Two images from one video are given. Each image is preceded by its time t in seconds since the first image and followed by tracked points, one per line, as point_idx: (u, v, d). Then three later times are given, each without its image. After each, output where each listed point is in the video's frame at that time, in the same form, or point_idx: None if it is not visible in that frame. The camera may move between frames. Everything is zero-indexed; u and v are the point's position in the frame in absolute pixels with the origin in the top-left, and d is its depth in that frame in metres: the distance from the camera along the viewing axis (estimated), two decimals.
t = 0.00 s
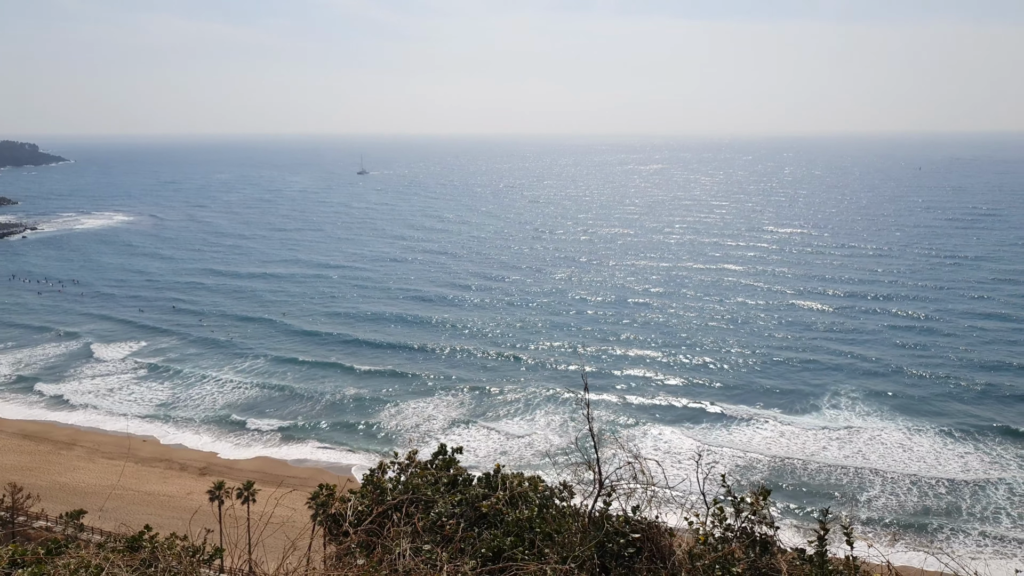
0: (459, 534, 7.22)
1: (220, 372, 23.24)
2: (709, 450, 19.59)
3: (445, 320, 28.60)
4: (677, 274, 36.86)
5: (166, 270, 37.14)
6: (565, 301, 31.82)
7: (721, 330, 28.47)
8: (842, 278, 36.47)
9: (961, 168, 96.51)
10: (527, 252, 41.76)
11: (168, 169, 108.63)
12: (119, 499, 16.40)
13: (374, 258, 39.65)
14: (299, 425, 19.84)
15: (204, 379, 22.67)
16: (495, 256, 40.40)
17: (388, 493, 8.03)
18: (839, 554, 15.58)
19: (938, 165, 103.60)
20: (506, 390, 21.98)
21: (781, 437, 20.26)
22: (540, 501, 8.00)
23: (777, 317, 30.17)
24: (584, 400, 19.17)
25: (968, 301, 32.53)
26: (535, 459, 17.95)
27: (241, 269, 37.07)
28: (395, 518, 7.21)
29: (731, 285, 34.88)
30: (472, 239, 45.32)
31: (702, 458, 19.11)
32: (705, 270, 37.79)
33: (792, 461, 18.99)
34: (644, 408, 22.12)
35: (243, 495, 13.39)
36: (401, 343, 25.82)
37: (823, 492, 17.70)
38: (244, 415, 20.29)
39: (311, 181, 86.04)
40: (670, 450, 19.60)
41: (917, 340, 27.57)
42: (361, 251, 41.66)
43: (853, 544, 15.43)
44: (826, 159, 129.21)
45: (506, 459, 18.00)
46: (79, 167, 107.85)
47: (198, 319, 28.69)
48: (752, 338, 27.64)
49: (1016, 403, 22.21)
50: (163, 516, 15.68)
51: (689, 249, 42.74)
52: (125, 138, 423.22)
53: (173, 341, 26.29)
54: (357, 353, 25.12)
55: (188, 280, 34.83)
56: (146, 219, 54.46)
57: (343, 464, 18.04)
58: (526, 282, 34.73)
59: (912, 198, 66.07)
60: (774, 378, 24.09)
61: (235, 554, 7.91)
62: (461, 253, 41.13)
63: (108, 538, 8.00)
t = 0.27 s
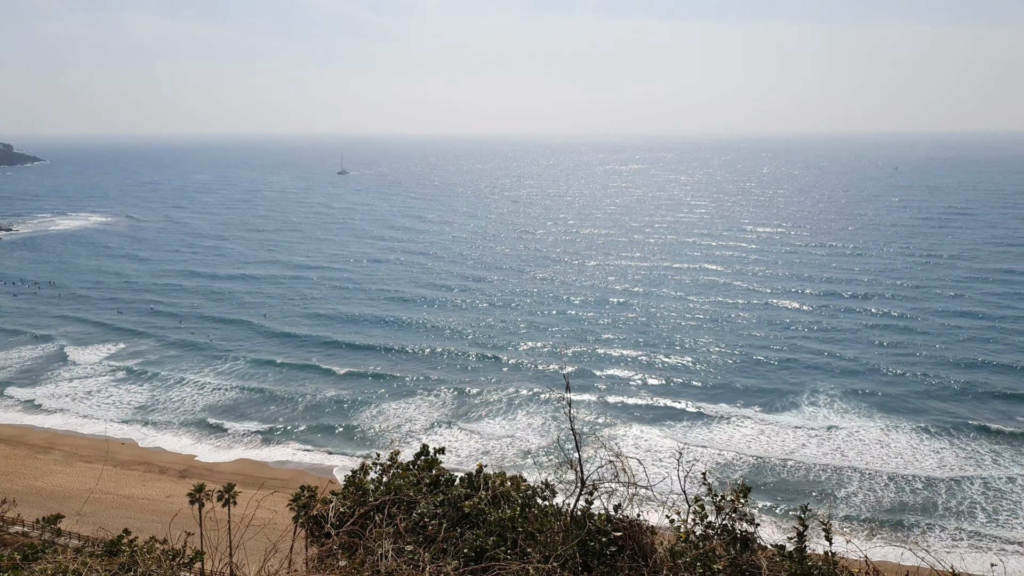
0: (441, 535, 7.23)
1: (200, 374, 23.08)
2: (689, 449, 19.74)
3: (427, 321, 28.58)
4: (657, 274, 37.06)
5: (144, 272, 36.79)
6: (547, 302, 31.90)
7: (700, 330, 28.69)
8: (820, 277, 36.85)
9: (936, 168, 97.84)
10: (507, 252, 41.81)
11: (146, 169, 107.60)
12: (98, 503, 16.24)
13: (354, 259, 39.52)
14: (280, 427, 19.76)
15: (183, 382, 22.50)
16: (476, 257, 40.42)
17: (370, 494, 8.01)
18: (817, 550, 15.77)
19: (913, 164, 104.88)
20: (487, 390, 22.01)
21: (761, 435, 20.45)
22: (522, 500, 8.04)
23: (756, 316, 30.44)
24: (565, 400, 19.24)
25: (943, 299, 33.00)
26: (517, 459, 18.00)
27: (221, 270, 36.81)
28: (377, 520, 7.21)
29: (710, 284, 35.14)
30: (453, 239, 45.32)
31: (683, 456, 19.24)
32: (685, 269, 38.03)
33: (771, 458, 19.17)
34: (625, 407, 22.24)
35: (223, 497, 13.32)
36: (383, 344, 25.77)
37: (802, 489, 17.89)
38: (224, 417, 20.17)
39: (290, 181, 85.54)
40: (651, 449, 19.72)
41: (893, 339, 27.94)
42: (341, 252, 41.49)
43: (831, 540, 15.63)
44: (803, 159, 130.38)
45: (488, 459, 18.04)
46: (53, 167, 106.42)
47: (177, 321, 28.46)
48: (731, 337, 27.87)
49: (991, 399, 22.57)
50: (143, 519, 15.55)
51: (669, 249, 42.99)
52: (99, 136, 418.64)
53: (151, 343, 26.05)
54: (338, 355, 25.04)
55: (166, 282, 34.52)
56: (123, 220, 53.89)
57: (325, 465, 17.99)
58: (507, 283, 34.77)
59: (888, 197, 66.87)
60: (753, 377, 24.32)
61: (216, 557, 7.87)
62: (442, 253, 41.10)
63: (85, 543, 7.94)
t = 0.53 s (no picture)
0: (424, 536, 7.25)
1: (180, 377, 22.93)
2: (671, 447, 19.87)
3: (408, 322, 28.55)
4: (637, 274, 37.26)
5: (121, 274, 36.43)
6: (528, 302, 31.97)
7: (680, 330, 28.88)
8: (799, 276, 37.20)
9: (912, 168, 99.08)
10: (489, 252, 41.84)
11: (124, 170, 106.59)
12: (76, 508, 16.06)
13: (335, 260, 39.38)
14: (262, 429, 19.71)
15: (163, 385, 22.34)
16: (458, 257, 40.40)
17: (352, 496, 7.99)
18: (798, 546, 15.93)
19: (890, 164, 106.10)
20: (470, 391, 22.03)
21: (741, 434, 20.63)
22: (505, 500, 8.07)
23: (736, 316, 30.69)
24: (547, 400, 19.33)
25: (919, 298, 33.43)
26: (499, 459, 18.05)
27: (200, 272, 36.53)
28: (360, 521, 7.23)
29: (690, 285, 35.40)
30: (434, 240, 45.27)
31: (665, 455, 19.35)
32: (665, 269, 38.25)
33: (752, 457, 19.34)
34: (606, 407, 22.34)
35: (204, 500, 13.23)
36: (364, 346, 25.73)
37: (783, 486, 18.09)
38: (205, 420, 20.08)
39: (269, 182, 84.98)
40: (633, 448, 19.83)
41: (871, 338, 28.28)
42: (322, 253, 41.31)
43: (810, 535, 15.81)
44: (782, 159, 131.50)
45: (471, 459, 18.06)
46: (28, 168, 104.98)
47: (155, 324, 28.21)
48: (711, 337, 28.08)
49: (966, 397, 22.92)
50: (122, 523, 15.40)
51: (649, 249, 43.21)
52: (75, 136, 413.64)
53: (130, 346, 25.80)
54: (319, 357, 24.96)
55: (144, 285, 34.21)
56: (99, 221, 53.28)
57: (307, 467, 17.95)
58: (489, 284, 34.80)
59: (865, 197, 67.66)
60: (733, 377, 24.51)
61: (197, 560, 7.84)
62: (423, 254, 41.06)
63: (62, 548, 7.87)
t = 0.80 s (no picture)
0: (408, 537, 7.26)
1: (161, 380, 22.78)
2: (654, 446, 20.00)
3: (390, 324, 28.51)
4: (619, 274, 37.43)
5: (100, 276, 36.09)
6: (511, 303, 32.01)
7: (662, 330, 29.04)
8: (780, 276, 37.50)
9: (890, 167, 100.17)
10: (471, 253, 41.86)
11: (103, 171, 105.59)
12: (55, 512, 15.90)
13: (317, 261, 39.24)
14: (245, 432, 19.63)
15: (144, 387, 22.17)
16: (440, 258, 40.37)
17: (336, 497, 7.97)
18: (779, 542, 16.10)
19: (869, 164, 107.18)
20: (453, 392, 22.05)
21: (723, 432, 20.81)
22: (490, 500, 8.11)
23: (717, 316, 30.90)
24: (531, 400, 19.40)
25: (897, 297, 33.81)
26: (483, 458, 18.09)
27: (180, 274, 36.25)
28: (344, 523, 7.23)
29: (672, 284, 35.61)
30: (416, 241, 45.21)
31: (647, 454, 19.46)
32: (647, 269, 38.46)
33: (734, 455, 19.49)
34: (589, 407, 22.43)
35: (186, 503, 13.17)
36: (347, 348, 25.66)
37: (764, 483, 18.27)
38: (187, 423, 19.97)
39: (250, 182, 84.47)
40: (616, 448, 19.93)
41: (851, 337, 28.57)
42: (304, 254, 41.11)
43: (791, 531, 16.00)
44: (763, 159, 132.46)
45: (455, 459, 18.09)
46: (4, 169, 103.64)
47: (135, 327, 27.98)
48: (692, 337, 28.28)
49: (944, 395, 23.24)
50: (102, 528, 15.27)
51: (631, 249, 43.40)
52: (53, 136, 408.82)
53: (109, 350, 25.57)
54: (302, 359, 24.86)
55: (124, 287, 33.92)
56: (77, 223, 52.73)
57: (290, 469, 17.90)
58: (472, 284, 34.81)
59: (844, 196, 68.36)
60: (715, 376, 24.68)
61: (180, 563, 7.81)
62: (406, 255, 40.99)
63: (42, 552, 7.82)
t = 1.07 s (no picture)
0: (394, 538, 7.29)
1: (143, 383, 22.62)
2: (637, 446, 20.11)
3: (374, 325, 28.45)
4: (603, 274, 37.56)
5: (79, 278, 35.74)
6: (495, 303, 32.06)
7: (644, 330, 29.18)
8: (762, 276, 37.81)
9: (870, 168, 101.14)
10: (455, 254, 41.84)
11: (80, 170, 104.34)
12: (35, 516, 15.74)
13: (299, 262, 39.07)
14: (228, 434, 19.56)
15: (125, 390, 22.02)
16: (424, 259, 40.36)
17: (321, 498, 7.97)
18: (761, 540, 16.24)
19: (850, 164, 108.14)
20: (437, 393, 22.06)
21: (705, 431, 20.96)
22: (474, 500, 8.14)
23: (700, 316, 31.09)
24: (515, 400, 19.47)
25: (877, 297, 34.19)
26: (468, 459, 18.13)
27: (161, 276, 35.99)
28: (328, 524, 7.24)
29: (654, 285, 35.78)
30: (400, 241, 45.14)
31: (631, 454, 19.58)
32: (629, 270, 38.62)
33: (717, 454, 19.64)
34: (573, 407, 22.52)
35: (168, 506, 13.10)
36: (330, 350, 25.58)
37: (745, 481, 18.43)
38: (169, 425, 19.87)
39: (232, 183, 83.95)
40: (600, 447, 20.03)
41: (831, 336, 28.85)
42: (287, 255, 40.93)
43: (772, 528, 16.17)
44: (745, 159, 133.30)
45: (440, 459, 18.11)
46: None
47: (115, 330, 27.74)
48: (675, 337, 28.43)
49: (922, 393, 23.55)
50: (83, 531, 15.14)
51: (615, 250, 43.56)
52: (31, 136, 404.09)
53: (89, 352, 25.33)
54: (285, 361, 24.78)
55: (103, 289, 33.61)
56: (56, 224, 52.16)
57: (274, 470, 17.85)
58: (455, 285, 34.79)
59: (825, 196, 68.96)
60: (697, 376, 24.84)
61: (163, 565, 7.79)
62: (390, 255, 40.93)
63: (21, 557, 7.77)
